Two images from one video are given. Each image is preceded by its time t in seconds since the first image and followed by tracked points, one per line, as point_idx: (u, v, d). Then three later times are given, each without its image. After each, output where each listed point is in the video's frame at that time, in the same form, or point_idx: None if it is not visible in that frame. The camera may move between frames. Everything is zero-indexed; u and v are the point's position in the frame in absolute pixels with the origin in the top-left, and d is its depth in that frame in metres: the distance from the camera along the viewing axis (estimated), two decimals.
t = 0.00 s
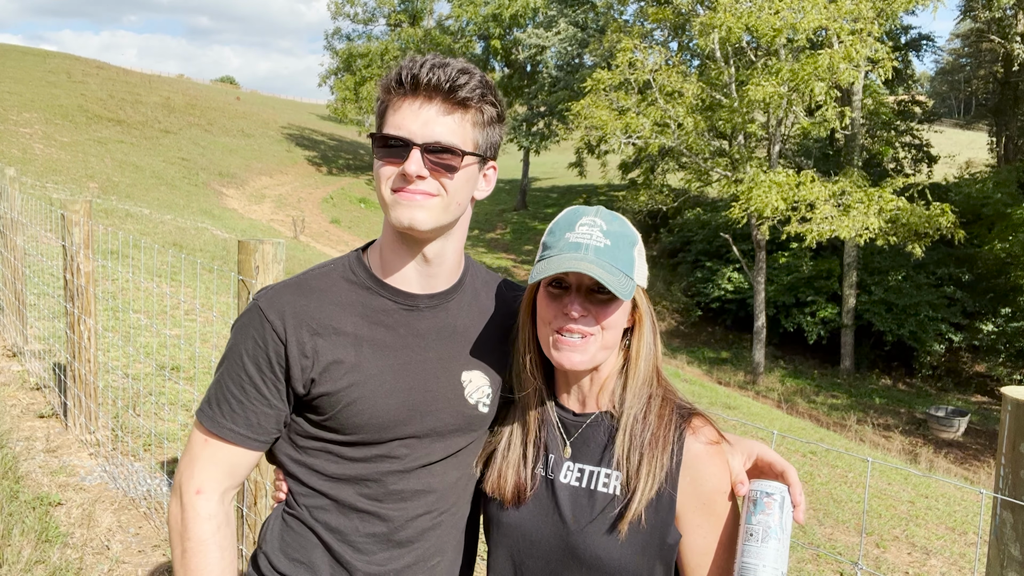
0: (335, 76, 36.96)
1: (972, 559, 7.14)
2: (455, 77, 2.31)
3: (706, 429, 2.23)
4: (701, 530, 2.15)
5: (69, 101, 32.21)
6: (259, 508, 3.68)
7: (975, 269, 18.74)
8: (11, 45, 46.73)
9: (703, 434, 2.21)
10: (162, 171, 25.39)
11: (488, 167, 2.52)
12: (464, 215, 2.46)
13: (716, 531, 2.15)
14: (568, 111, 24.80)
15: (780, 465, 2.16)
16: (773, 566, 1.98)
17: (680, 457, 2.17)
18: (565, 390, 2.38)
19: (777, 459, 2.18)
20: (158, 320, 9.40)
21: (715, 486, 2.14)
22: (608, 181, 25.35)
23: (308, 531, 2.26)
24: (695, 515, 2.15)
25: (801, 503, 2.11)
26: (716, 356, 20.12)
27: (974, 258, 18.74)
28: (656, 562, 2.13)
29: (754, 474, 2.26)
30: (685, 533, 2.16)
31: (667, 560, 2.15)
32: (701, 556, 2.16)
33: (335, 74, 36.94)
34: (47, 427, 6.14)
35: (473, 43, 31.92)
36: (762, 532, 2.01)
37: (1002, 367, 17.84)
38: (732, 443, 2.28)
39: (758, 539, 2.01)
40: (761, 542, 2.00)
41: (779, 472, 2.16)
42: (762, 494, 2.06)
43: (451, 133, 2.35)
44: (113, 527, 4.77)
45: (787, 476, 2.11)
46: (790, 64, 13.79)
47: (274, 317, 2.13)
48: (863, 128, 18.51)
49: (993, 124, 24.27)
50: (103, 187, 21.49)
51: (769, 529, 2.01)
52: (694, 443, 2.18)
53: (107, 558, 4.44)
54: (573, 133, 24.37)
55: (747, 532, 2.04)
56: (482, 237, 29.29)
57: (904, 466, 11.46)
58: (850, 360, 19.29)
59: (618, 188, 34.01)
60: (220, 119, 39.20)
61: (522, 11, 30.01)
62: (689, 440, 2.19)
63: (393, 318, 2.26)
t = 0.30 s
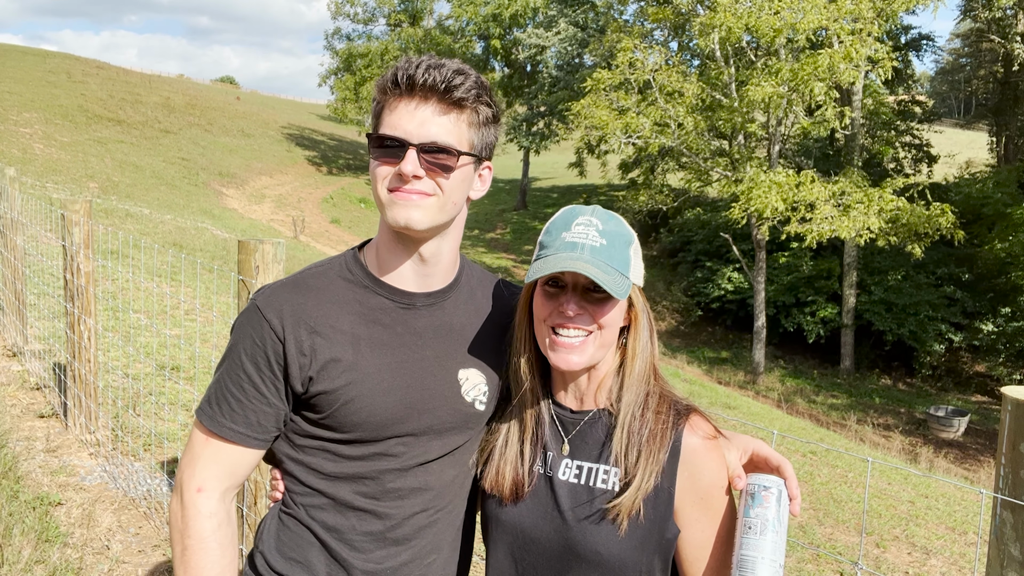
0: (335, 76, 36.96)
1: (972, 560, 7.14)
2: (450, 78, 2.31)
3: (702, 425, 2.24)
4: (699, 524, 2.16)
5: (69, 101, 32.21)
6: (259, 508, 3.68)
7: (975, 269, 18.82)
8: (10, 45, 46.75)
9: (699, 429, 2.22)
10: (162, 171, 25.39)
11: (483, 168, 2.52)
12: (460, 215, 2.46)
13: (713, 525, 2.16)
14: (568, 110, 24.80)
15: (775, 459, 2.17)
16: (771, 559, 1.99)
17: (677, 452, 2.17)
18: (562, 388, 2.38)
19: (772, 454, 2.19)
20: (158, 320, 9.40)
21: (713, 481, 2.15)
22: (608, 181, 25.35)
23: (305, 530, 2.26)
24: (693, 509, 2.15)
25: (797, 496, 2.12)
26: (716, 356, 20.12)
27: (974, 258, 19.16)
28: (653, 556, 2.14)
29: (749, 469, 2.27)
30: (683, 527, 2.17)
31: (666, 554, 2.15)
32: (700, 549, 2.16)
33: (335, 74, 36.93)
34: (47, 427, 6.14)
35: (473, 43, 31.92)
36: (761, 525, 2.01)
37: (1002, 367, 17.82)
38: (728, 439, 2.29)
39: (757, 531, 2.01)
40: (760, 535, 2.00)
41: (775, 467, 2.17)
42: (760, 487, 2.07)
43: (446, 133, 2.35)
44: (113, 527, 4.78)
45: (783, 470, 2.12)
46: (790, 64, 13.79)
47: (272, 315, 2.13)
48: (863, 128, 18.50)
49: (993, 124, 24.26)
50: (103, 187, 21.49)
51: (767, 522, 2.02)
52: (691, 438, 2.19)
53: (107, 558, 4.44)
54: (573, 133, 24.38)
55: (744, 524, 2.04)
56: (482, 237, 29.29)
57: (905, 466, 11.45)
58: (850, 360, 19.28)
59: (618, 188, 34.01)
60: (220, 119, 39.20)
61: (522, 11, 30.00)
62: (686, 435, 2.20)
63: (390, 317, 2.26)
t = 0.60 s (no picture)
0: (335, 76, 36.95)
1: (972, 560, 7.14)
2: (450, 79, 2.31)
3: (702, 425, 2.24)
4: (698, 523, 2.16)
5: (69, 101, 32.20)
6: (259, 507, 3.68)
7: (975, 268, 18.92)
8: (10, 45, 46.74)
9: (698, 428, 2.22)
10: (162, 171, 25.39)
11: (483, 168, 2.52)
12: (460, 216, 2.46)
13: (711, 523, 2.16)
14: (568, 111, 24.80)
15: (773, 458, 2.17)
16: (770, 558, 1.98)
17: (677, 451, 2.17)
18: (560, 388, 2.38)
19: (771, 453, 2.19)
20: (158, 320, 9.40)
21: (712, 480, 2.15)
22: (608, 180, 25.34)
23: (304, 529, 2.26)
24: (692, 508, 2.16)
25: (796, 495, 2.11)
26: (716, 356, 20.11)
27: (974, 257, 19.16)
28: (652, 555, 2.14)
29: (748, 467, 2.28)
30: (682, 526, 2.17)
31: (665, 552, 2.15)
32: (699, 548, 2.17)
33: (335, 74, 36.93)
34: (47, 427, 6.14)
35: (473, 43, 31.93)
36: (759, 524, 2.01)
37: (1002, 367, 17.82)
38: (728, 438, 2.29)
39: (755, 530, 2.01)
40: (758, 533, 2.00)
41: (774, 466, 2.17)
42: (759, 486, 2.06)
43: (446, 134, 2.35)
44: (113, 527, 4.78)
45: (783, 467, 2.12)
46: (790, 64, 13.80)
47: (271, 317, 2.13)
48: (863, 128, 18.52)
49: (992, 124, 24.27)
50: (103, 187, 21.49)
51: (766, 520, 2.02)
52: (691, 437, 2.19)
53: (107, 558, 4.44)
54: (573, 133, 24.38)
55: (743, 523, 2.04)
56: (482, 237, 29.29)
57: (904, 466, 11.46)
58: (850, 360, 19.28)
59: (618, 188, 34.02)
60: (220, 119, 39.21)
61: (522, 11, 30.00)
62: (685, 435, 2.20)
63: (389, 318, 2.27)
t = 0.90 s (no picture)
0: (335, 76, 36.94)
1: (972, 560, 7.14)
2: (446, 78, 2.31)
3: (702, 425, 2.24)
4: (701, 525, 2.16)
5: (69, 101, 32.20)
6: (259, 507, 3.69)
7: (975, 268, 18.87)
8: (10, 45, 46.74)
9: (698, 428, 2.22)
10: (162, 171, 25.39)
11: (480, 167, 2.51)
12: (458, 216, 2.46)
13: (713, 524, 2.16)
14: (568, 110, 24.80)
15: (778, 457, 2.18)
16: (779, 557, 1.99)
17: (677, 451, 2.17)
18: (561, 389, 2.38)
19: (773, 452, 2.21)
20: (158, 320, 9.40)
21: (713, 481, 2.15)
22: (608, 180, 25.34)
23: (303, 529, 2.26)
24: (694, 509, 2.16)
25: (801, 493, 2.13)
26: (716, 356, 20.11)
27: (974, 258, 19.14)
28: (654, 557, 2.14)
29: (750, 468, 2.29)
30: (685, 528, 2.17)
31: (667, 553, 2.15)
32: (702, 549, 2.17)
33: (335, 74, 36.93)
34: (47, 427, 6.14)
35: (473, 43, 31.93)
36: (767, 523, 2.02)
37: (1002, 368, 17.80)
38: (730, 439, 2.29)
39: (764, 530, 2.02)
40: (767, 533, 2.02)
41: (777, 464, 2.18)
42: (764, 485, 2.08)
43: (443, 133, 2.35)
44: (113, 527, 4.78)
45: (786, 467, 2.13)
46: (790, 64, 13.81)
47: (268, 321, 2.13)
48: (863, 128, 18.51)
49: (992, 124, 24.27)
50: (103, 188, 21.49)
51: (773, 519, 2.03)
52: (692, 437, 2.19)
53: (107, 558, 4.44)
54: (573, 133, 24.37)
55: (751, 523, 2.05)
56: (482, 237, 29.29)
57: (905, 466, 11.46)
58: (850, 360, 19.28)
59: (618, 188, 34.02)
60: (220, 119, 39.20)
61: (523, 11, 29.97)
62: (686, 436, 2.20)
63: (387, 319, 2.27)
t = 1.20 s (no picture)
0: (335, 76, 36.94)
1: (972, 560, 7.14)
2: (440, 78, 2.30)
3: (705, 424, 2.23)
4: (703, 522, 2.16)
5: (69, 101, 32.19)
6: (259, 507, 3.69)
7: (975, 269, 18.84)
8: (10, 45, 46.73)
9: (699, 425, 2.21)
10: (162, 171, 25.39)
11: (477, 166, 2.51)
12: (454, 215, 2.46)
13: (717, 523, 2.16)
14: (568, 110, 24.80)
15: (780, 453, 2.22)
16: (786, 556, 2.02)
17: (678, 450, 2.17)
18: (564, 389, 2.39)
19: (778, 450, 2.23)
20: (158, 320, 9.40)
21: (716, 478, 2.14)
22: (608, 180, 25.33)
23: (302, 528, 2.27)
24: (695, 506, 2.15)
25: (805, 490, 2.16)
26: (716, 356, 20.10)
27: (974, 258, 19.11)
28: (655, 555, 2.14)
29: (753, 466, 2.31)
30: (687, 526, 2.16)
31: (669, 552, 2.15)
32: (706, 548, 2.17)
33: (335, 74, 36.93)
34: (47, 427, 6.14)
35: (473, 43, 31.93)
36: (771, 521, 2.05)
37: (1002, 368, 17.77)
38: (731, 438, 2.30)
39: (769, 528, 2.04)
40: (772, 531, 2.04)
41: (781, 461, 2.20)
42: (767, 483, 2.11)
43: (439, 133, 2.35)
44: (113, 527, 4.78)
45: (789, 465, 2.15)
46: (790, 63, 13.80)
47: (265, 321, 2.13)
48: (863, 128, 18.51)
49: (993, 124, 24.26)
50: (103, 187, 21.49)
51: (778, 518, 2.05)
52: (693, 436, 2.18)
53: (107, 558, 4.44)
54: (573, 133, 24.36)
55: (757, 523, 2.07)
56: (482, 237, 29.29)
57: (905, 466, 11.46)
58: (850, 360, 19.27)
59: (618, 188, 34.01)
60: (220, 119, 39.20)
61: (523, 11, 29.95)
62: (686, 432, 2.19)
63: (384, 319, 2.27)
